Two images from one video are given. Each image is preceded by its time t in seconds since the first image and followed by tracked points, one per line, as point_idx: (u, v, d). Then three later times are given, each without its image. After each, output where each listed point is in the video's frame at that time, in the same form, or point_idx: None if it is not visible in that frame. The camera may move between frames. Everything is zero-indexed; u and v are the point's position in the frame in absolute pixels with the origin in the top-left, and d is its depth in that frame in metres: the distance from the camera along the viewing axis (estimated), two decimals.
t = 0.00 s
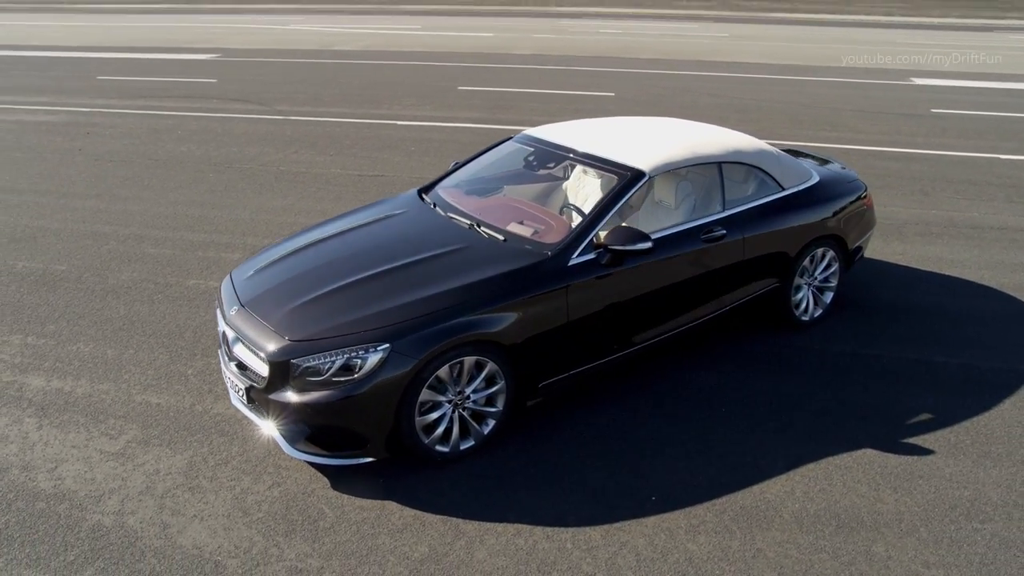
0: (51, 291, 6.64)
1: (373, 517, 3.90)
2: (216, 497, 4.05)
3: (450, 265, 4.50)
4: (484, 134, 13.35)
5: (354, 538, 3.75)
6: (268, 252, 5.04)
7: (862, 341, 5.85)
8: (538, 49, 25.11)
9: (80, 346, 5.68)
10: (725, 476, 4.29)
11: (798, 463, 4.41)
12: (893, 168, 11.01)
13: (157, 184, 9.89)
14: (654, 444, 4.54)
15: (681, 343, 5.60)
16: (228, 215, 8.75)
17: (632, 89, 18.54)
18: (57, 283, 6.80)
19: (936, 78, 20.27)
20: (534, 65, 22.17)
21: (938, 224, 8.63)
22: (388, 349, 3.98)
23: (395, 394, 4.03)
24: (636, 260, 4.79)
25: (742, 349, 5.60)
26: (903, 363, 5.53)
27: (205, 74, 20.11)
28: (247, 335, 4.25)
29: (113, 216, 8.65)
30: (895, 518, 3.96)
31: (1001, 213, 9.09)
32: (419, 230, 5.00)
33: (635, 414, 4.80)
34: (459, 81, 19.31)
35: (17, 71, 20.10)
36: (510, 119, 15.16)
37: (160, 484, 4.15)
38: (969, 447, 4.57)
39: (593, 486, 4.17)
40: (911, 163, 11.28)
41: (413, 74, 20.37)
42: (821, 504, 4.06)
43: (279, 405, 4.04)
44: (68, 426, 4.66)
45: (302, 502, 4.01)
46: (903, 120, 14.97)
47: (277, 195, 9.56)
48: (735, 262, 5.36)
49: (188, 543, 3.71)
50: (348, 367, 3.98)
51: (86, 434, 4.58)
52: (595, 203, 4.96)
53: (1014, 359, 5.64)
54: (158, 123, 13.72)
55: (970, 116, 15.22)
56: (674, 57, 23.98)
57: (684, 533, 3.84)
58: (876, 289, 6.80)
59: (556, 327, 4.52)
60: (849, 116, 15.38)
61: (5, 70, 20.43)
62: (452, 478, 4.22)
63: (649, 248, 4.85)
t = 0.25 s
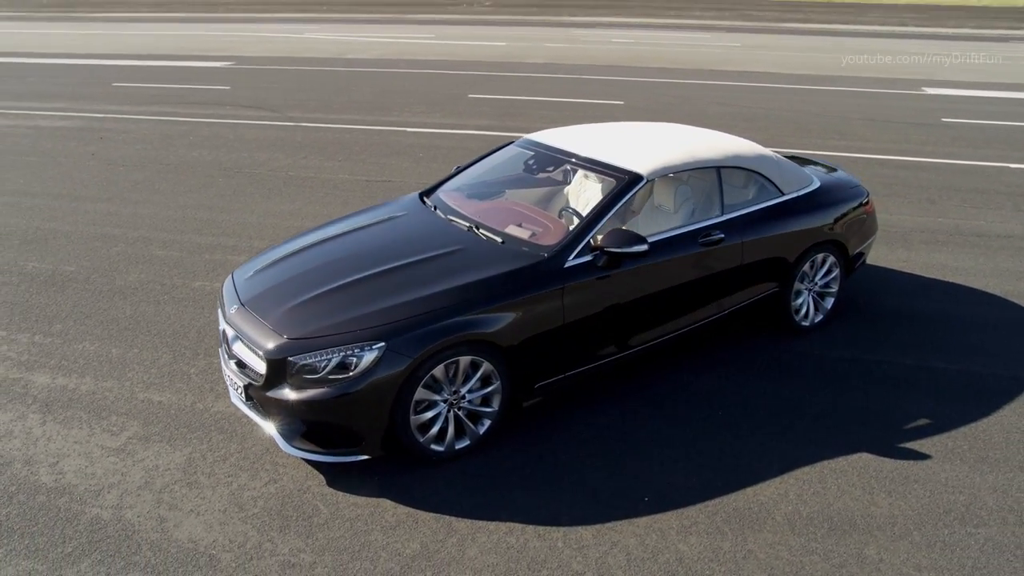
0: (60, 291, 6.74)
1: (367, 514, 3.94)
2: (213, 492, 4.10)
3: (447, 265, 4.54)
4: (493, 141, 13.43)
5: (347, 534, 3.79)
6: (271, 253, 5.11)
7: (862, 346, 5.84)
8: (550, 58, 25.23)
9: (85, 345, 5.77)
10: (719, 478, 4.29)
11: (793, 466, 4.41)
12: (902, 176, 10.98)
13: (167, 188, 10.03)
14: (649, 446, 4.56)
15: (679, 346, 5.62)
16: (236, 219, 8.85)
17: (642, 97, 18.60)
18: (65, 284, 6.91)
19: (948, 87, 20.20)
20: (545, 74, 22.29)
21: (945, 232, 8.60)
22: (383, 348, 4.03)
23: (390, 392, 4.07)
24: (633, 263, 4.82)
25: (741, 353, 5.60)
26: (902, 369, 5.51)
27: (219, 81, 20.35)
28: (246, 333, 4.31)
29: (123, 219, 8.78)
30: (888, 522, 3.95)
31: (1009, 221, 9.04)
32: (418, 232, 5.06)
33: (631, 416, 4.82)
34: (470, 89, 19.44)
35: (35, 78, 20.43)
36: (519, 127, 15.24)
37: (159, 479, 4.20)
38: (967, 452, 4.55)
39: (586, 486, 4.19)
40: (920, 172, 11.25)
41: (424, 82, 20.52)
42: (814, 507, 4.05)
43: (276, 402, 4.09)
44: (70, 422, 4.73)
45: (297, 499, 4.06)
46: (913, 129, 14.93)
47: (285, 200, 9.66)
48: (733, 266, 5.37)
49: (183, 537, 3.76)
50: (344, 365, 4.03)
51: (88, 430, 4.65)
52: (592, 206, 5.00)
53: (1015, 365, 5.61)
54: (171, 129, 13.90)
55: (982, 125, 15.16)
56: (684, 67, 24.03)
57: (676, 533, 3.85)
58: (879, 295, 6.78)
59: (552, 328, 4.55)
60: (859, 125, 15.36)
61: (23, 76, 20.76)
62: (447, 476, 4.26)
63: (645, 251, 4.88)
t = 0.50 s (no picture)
0: (70, 292, 6.86)
1: (361, 511, 3.99)
2: (211, 487, 4.15)
3: (444, 266, 4.60)
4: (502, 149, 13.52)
5: (341, 530, 3.84)
6: (273, 254, 5.20)
7: (862, 352, 5.83)
8: (562, 69, 25.38)
9: (92, 344, 5.87)
10: (712, 480, 4.31)
11: (787, 469, 4.42)
12: (910, 186, 10.95)
13: (179, 194, 10.17)
14: (644, 448, 4.58)
15: (678, 350, 5.63)
16: (245, 223, 8.97)
17: (653, 107, 18.66)
18: (75, 285, 7.03)
19: (961, 99, 20.13)
20: (556, 84, 22.41)
21: (951, 241, 8.56)
22: (379, 346, 4.09)
23: (385, 391, 4.13)
24: (629, 265, 4.86)
25: (740, 358, 5.61)
26: (901, 375, 5.50)
27: (234, 90, 20.63)
28: (246, 330, 4.38)
29: (134, 223, 8.92)
30: (881, 524, 3.95)
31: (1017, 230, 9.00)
32: (417, 234, 5.13)
33: (627, 418, 4.84)
34: (481, 99, 19.58)
35: (55, 86, 20.80)
36: (529, 136, 15.34)
37: (158, 474, 4.27)
38: (964, 458, 4.54)
39: (579, 487, 4.22)
40: (928, 182, 11.22)
41: (436, 91, 20.69)
42: (807, 509, 4.06)
43: (272, 399, 4.15)
44: (75, 418, 4.82)
45: (293, 494, 4.11)
46: (924, 139, 14.88)
47: (294, 205, 9.78)
48: (731, 271, 5.40)
49: (180, 530, 3.82)
50: (340, 363, 4.09)
51: (91, 426, 4.73)
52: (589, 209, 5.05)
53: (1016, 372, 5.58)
54: (185, 136, 14.11)
55: (993, 136, 15.09)
56: (696, 78, 24.09)
57: (667, 533, 3.87)
58: (882, 301, 6.77)
59: (547, 330, 4.59)
60: (869, 135, 15.33)
61: (43, 84, 21.15)
62: (442, 475, 4.30)
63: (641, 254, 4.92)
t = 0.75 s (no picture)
0: (78, 294, 6.96)
1: (355, 508, 4.03)
2: (209, 484, 4.21)
3: (441, 268, 4.66)
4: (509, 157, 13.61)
5: (335, 526, 3.88)
6: (275, 255, 5.27)
7: (862, 358, 5.83)
8: (572, 79, 25.50)
9: (98, 344, 5.96)
10: (706, 481, 4.32)
11: (781, 471, 4.42)
12: (917, 195, 10.93)
13: (188, 199, 10.31)
14: (640, 449, 4.59)
15: (676, 354, 5.66)
16: (252, 228, 9.08)
17: (661, 117, 18.70)
18: (84, 287, 7.14)
19: (972, 109, 20.06)
20: (566, 94, 22.52)
21: (956, 250, 8.54)
22: (375, 345, 4.15)
23: (381, 389, 4.18)
24: (626, 268, 4.90)
25: (738, 362, 5.62)
26: (900, 381, 5.50)
27: (246, 99, 20.86)
28: (245, 329, 4.45)
29: (143, 227, 9.04)
30: (874, 527, 3.95)
31: None
32: (417, 236, 5.19)
33: (623, 420, 4.86)
34: (490, 108, 19.70)
35: (71, 95, 21.11)
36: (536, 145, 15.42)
37: (158, 470, 4.33)
38: (960, 462, 4.53)
39: (573, 487, 4.24)
40: (935, 191, 11.19)
41: (446, 101, 20.83)
42: (800, 511, 4.06)
43: (270, 397, 4.21)
44: (78, 416, 4.90)
45: (289, 491, 4.15)
46: (933, 150, 14.85)
47: (301, 211, 9.88)
48: (729, 275, 5.42)
49: (177, 524, 3.87)
50: (337, 361, 4.15)
51: (94, 423, 4.81)
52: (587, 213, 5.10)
53: (1017, 378, 5.55)
54: (196, 144, 14.28)
55: (1003, 146, 15.03)
56: (706, 88, 24.13)
57: (659, 533, 3.88)
58: (883, 308, 6.76)
59: (544, 331, 4.63)
60: (878, 145, 15.31)
61: (59, 93, 21.47)
62: (437, 474, 4.33)
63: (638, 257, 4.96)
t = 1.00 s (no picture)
0: (86, 297, 7.07)
1: (350, 506, 4.07)
2: (207, 481, 4.27)
3: (439, 269, 4.72)
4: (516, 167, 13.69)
5: (330, 523, 3.92)
6: (277, 257, 5.35)
7: (860, 363, 5.83)
8: (581, 91, 25.63)
9: (104, 345, 6.05)
10: (700, 483, 4.34)
11: (776, 474, 4.43)
12: (923, 205, 10.91)
13: (198, 206, 10.44)
14: (635, 452, 4.62)
15: (675, 358, 5.68)
16: (259, 234, 9.19)
17: (669, 128, 18.77)
18: (92, 291, 7.24)
19: (982, 121, 20.01)
20: (575, 105, 22.64)
21: (961, 259, 8.52)
22: (371, 345, 4.21)
23: (377, 388, 4.24)
24: (622, 272, 4.94)
25: (737, 367, 5.64)
26: (899, 386, 5.49)
27: (258, 109, 21.10)
28: (245, 329, 4.52)
29: (153, 233, 9.17)
30: (866, 529, 3.95)
31: None
32: (416, 239, 5.26)
33: (619, 423, 4.89)
34: (499, 119, 19.83)
35: (87, 105, 21.43)
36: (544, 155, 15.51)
37: (157, 467, 4.39)
38: (956, 467, 4.52)
39: (567, 487, 4.27)
40: (942, 201, 11.17)
41: (455, 112, 21.00)
42: (792, 513, 4.07)
43: (268, 395, 4.27)
44: (82, 414, 4.97)
45: (286, 489, 4.20)
46: (942, 161, 14.81)
47: (308, 218, 9.99)
48: (726, 280, 5.45)
49: (174, 519, 3.93)
50: (333, 360, 4.20)
51: (97, 422, 4.88)
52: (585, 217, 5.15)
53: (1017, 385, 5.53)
54: (207, 152, 14.46)
55: (1013, 158, 14.98)
56: (716, 100, 24.19)
57: (651, 533, 3.90)
58: (885, 314, 6.75)
59: (539, 333, 4.67)
60: (886, 156, 15.30)
61: (76, 103, 21.79)
62: (432, 473, 4.37)
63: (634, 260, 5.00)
